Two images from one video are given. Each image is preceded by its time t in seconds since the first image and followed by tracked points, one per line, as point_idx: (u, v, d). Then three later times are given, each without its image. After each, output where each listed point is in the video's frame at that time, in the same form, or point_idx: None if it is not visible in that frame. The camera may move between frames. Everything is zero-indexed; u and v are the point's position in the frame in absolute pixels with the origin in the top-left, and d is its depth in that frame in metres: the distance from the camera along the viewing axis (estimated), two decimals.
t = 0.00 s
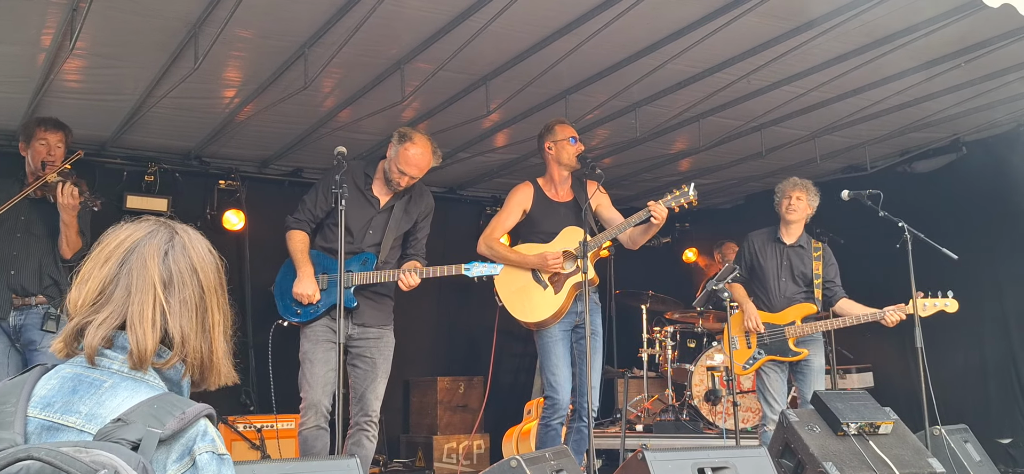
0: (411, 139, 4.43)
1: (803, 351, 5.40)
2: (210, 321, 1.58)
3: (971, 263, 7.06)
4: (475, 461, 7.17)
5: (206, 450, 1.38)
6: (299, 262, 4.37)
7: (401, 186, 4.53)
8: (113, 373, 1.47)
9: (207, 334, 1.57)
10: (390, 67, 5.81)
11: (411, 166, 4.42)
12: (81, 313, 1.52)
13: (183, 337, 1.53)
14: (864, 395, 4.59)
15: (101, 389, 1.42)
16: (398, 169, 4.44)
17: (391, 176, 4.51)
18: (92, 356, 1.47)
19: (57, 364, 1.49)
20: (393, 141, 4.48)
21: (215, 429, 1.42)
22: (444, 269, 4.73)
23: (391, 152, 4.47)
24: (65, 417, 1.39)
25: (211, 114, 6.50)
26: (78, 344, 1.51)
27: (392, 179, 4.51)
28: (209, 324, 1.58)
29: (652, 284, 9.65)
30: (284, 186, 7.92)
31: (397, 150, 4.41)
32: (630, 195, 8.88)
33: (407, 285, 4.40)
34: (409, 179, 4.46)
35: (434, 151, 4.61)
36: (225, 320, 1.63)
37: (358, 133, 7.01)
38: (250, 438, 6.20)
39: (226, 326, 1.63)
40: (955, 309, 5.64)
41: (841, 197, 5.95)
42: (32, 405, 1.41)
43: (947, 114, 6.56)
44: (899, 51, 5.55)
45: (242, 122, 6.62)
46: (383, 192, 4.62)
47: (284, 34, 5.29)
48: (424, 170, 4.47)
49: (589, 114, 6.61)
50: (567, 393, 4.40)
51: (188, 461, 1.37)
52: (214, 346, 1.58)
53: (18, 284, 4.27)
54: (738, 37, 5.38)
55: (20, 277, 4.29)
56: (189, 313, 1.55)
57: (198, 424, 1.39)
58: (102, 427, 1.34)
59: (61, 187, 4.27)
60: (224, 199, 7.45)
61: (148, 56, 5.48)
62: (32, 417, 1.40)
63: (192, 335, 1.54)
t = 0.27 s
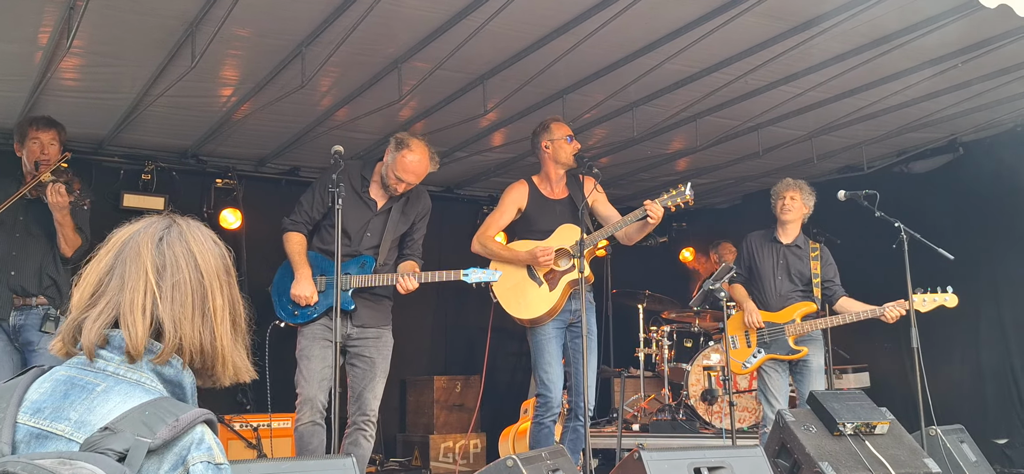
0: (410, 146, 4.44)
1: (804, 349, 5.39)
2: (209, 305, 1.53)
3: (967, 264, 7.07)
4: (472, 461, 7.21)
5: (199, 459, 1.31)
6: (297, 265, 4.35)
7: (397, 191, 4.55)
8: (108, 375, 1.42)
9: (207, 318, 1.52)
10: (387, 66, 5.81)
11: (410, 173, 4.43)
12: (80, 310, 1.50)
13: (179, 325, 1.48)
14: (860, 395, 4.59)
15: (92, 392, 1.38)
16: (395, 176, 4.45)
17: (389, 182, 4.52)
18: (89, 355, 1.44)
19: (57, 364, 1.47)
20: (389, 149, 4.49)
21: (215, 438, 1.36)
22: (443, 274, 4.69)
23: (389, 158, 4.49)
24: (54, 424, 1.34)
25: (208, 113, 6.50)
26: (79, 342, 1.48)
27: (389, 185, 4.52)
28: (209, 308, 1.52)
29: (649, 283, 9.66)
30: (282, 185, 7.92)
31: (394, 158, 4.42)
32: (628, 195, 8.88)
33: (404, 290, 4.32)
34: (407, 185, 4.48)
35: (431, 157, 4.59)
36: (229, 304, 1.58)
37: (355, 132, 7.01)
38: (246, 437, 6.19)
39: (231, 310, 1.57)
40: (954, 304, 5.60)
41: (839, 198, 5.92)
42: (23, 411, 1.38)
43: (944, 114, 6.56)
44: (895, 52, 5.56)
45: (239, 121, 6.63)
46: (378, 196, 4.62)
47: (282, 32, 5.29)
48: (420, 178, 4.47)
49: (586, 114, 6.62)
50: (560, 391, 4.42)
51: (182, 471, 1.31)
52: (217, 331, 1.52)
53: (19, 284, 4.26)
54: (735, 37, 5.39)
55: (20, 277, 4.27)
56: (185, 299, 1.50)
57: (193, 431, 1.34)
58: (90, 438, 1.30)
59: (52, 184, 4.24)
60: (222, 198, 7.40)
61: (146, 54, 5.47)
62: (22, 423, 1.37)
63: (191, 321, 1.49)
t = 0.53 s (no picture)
0: (412, 142, 4.43)
1: (800, 347, 5.34)
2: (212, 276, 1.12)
3: (964, 263, 7.07)
4: (469, 460, 7.20)
5: (198, 462, 0.98)
6: (297, 261, 4.31)
7: (400, 188, 4.54)
8: (96, 375, 1.05)
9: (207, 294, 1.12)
10: (385, 65, 5.81)
11: (412, 169, 4.42)
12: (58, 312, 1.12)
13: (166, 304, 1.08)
14: (857, 394, 4.60)
15: (76, 397, 1.01)
16: (397, 172, 4.45)
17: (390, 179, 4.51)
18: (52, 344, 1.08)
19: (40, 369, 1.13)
20: (392, 143, 4.48)
21: (217, 440, 1.02)
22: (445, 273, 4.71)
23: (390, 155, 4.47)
24: (40, 430, 1.00)
25: (206, 111, 6.50)
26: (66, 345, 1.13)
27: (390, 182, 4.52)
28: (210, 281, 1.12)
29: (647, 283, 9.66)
30: (279, 184, 7.92)
31: (396, 154, 4.41)
32: (626, 194, 8.89)
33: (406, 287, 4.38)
34: (410, 181, 4.47)
35: (432, 152, 4.59)
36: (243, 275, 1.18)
37: (352, 131, 7.02)
38: (243, 436, 6.19)
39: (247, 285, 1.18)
40: (952, 298, 5.57)
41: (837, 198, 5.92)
42: (6, 418, 1.03)
43: (942, 114, 6.57)
44: (893, 51, 5.56)
45: (236, 120, 6.63)
46: (379, 192, 4.60)
47: (279, 31, 5.29)
48: (423, 172, 4.47)
49: (584, 113, 6.61)
50: (562, 392, 4.41)
51: None
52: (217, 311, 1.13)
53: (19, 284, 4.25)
54: (734, 36, 5.39)
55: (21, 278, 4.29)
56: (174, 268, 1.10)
57: (193, 430, 1.00)
58: (77, 441, 0.97)
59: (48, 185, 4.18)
60: (219, 197, 7.37)
61: (143, 53, 5.47)
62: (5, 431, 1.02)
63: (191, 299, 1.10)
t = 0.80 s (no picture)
0: (417, 146, 4.42)
1: (811, 339, 5.37)
2: (201, 251, 1.12)
3: (962, 262, 7.07)
4: (467, 459, 7.18)
5: (149, 454, 0.91)
6: (301, 261, 4.16)
7: (405, 191, 4.53)
8: (67, 365, 1.02)
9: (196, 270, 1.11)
10: (383, 64, 5.81)
11: (417, 173, 4.42)
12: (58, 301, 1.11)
13: (151, 278, 1.08)
14: (854, 393, 4.60)
15: (42, 386, 0.98)
16: (402, 176, 4.44)
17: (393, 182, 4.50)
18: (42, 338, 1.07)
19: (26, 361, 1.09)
20: (397, 146, 4.45)
21: (177, 431, 0.95)
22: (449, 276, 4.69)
23: (394, 159, 4.45)
24: None
25: (204, 110, 6.49)
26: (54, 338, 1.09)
27: (393, 185, 4.50)
28: (199, 256, 1.11)
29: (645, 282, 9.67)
30: (277, 183, 7.92)
31: (402, 158, 4.38)
32: (624, 193, 8.89)
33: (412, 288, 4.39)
34: (415, 185, 4.47)
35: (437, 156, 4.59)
36: (242, 254, 1.16)
37: (350, 130, 7.02)
38: (241, 434, 6.19)
39: (248, 264, 1.15)
40: (951, 273, 5.61)
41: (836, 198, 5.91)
42: None
43: (940, 113, 6.57)
44: (891, 50, 5.56)
45: (235, 118, 6.63)
46: (381, 191, 4.56)
47: (278, 29, 5.28)
48: (429, 176, 4.47)
49: (583, 111, 6.61)
50: (559, 389, 4.38)
51: None
52: (209, 286, 1.11)
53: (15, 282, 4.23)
54: (732, 35, 5.39)
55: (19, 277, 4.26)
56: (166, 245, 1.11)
57: (148, 421, 0.93)
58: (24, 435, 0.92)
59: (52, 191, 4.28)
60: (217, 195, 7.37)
61: (142, 51, 5.47)
62: None
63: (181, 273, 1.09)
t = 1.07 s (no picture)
0: (415, 140, 4.43)
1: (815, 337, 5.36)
2: (151, 245, 1.07)
3: (960, 262, 7.07)
4: (466, 459, 7.15)
5: (69, 451, 0.87)
6: (303, 261, 4.12)
7: (403, 185, 4.53)
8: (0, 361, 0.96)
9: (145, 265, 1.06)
10: (382, 63, 5.80)
11: (417, 167, 4.43)
12: None
13: (97, 274, 1.03)
14: (853, 392, 4.59)
15: None
16: (401, 171, 4.44)
17: (391, 177, 4.49)
18: None
19: None
20: (394, 141, 4.44)
21: (105, 428, 0.91)
22: (448, 267, 4.69)
23: (392, 154, 4.44)
24: None
25: (202, 109, 6.49)
26: None
27: (390, 180, 4.49)
28: (148, 250, 1.07)
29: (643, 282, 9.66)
30: (275, 182, 7.92)
31: (401, 153, 4.38)
32: (623, 193, 8.88)
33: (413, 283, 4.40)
34: (413, 179, 4.48)
35: (432, 149, 4.61)
36: (193, 248, 1.12)
37: (348, 129, 7.01)
38: (239, 434, 6.19)
39: (199, 258, 1.11)
40: (951, 262, 5.60)
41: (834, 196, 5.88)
42: None
43: (939, 112, 6.57)
44: (890, 50, 5.55)
45: (232, 118, 6.62)
46: (376, 187, 4.54)
47: (276, 28, 5.27)
48: (427, 168, 4.48)
49: (581, 111, 6.61)
50: (552, 388, 4.40)
51: None
52: (159, 282, 1.07)
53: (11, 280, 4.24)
54: (732, 34, 5.38)
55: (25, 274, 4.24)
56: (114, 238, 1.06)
57: (75, 416, 0.89)
58: None
59: (69, 194, 4.46)
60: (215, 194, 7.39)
61: (140, 50, 5.45)
62: None
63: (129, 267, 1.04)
